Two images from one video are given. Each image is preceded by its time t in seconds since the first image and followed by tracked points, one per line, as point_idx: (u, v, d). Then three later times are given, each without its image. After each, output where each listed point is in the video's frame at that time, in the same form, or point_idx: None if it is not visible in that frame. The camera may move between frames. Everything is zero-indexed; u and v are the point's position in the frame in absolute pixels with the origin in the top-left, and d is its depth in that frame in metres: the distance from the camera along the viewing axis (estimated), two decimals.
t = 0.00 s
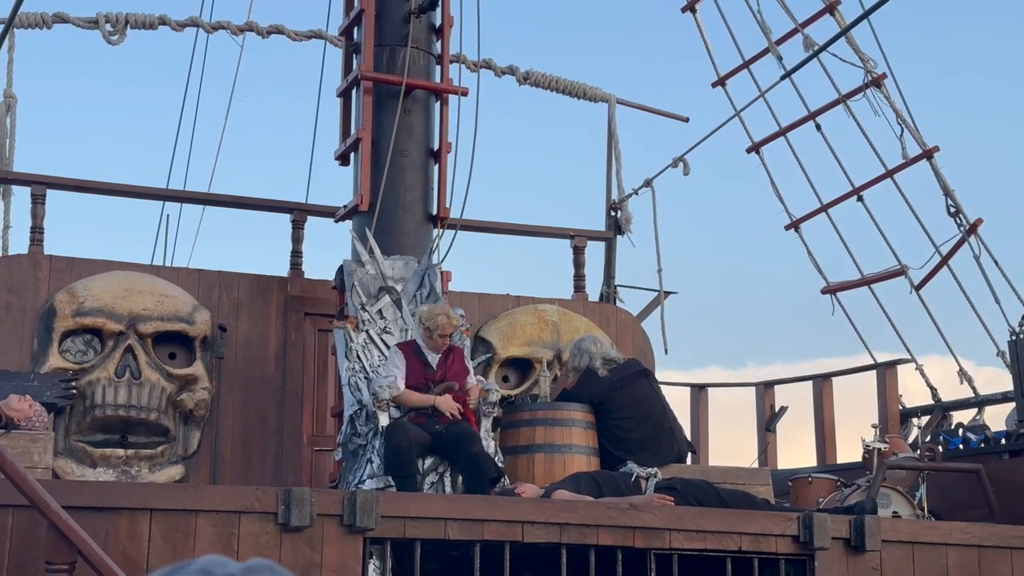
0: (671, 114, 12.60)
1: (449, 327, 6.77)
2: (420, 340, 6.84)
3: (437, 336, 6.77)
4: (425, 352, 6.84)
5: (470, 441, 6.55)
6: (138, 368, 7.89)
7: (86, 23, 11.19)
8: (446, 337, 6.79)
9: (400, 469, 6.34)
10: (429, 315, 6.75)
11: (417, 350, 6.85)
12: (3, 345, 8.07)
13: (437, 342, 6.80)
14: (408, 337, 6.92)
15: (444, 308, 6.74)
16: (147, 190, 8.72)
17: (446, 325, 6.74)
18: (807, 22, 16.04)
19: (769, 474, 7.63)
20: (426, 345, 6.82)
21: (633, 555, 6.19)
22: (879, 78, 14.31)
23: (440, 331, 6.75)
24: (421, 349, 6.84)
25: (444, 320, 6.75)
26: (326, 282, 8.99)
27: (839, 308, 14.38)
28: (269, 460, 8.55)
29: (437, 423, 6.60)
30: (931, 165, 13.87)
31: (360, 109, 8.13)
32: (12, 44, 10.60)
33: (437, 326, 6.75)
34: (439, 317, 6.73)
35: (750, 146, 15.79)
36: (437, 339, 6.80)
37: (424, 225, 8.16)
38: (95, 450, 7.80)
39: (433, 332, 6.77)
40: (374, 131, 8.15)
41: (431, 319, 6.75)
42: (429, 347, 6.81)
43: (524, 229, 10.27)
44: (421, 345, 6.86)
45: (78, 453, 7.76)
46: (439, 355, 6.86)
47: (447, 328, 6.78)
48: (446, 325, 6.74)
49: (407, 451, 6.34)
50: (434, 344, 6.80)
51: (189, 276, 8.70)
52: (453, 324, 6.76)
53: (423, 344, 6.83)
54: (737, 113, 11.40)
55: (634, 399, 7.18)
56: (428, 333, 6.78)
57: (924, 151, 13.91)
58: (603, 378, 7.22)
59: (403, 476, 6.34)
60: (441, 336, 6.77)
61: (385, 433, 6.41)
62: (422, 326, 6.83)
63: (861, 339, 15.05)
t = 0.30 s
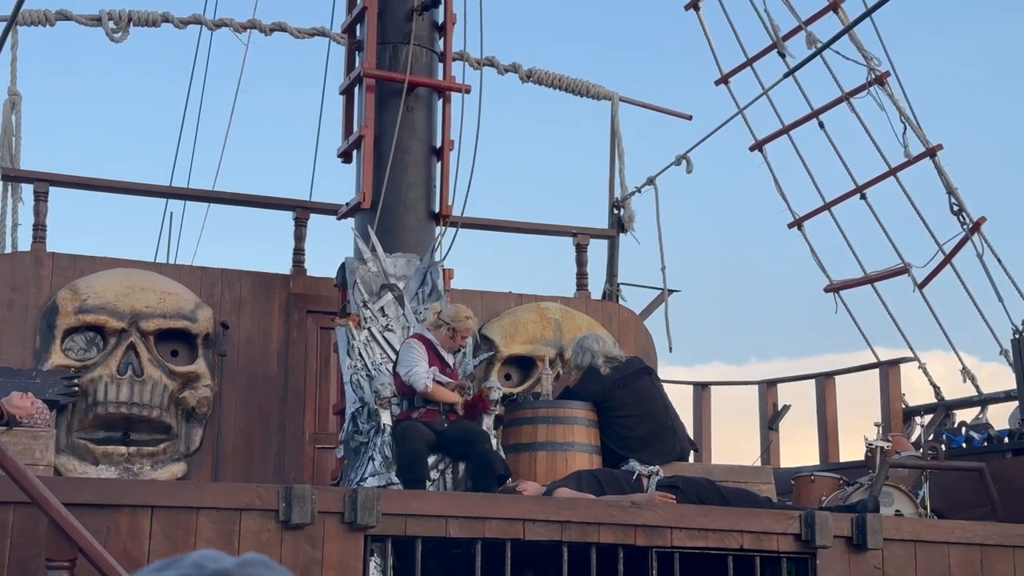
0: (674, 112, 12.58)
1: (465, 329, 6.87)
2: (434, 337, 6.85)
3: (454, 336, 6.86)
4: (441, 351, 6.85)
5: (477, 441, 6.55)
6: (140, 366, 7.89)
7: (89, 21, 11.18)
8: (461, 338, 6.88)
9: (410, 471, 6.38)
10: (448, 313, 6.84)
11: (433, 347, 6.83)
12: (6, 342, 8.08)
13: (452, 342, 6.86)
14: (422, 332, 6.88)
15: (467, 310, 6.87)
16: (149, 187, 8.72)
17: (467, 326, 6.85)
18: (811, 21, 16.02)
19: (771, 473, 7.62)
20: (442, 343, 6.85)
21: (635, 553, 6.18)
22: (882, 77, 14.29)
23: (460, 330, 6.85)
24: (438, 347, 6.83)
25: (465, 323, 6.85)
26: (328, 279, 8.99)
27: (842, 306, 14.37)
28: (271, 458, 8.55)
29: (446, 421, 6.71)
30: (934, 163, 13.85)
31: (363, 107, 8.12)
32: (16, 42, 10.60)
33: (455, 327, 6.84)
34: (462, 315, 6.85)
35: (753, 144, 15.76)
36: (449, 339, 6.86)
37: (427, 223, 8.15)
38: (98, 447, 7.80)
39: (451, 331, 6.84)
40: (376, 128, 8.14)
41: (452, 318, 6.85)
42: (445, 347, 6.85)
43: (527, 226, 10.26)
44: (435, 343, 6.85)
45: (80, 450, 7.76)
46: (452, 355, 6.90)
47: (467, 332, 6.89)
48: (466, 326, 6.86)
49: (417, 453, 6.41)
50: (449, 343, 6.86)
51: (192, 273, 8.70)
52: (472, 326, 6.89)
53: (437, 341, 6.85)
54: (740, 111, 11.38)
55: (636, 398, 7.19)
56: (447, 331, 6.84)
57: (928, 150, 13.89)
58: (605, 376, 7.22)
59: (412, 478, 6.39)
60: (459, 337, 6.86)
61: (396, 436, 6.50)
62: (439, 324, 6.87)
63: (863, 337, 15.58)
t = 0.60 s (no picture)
0: (678, 109, 12.58)
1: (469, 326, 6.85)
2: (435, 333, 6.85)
3: (456, 333, 6.85)
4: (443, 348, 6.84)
5: (478, 437, 6.55)
6: (143, 362, 7.89)
7: (93, 17, 11.18)
8: (462, 335, 6.86)
9: (408, 466, 6.39)
10: (449, 308, 6.84)
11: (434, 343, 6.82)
12: (9, 339, 8.08)
13: (454, 339, 6.86)
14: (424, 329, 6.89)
15: (469, 305, 6.84)
16: (152, 184, 8.72)
17: (468, 321, 6.82)
18: (815, 17, 15.99)
19: (774, 469, 7.61)
20: (443, 340, 6.84)
21: (637, 549, 6.17)
22: (886, 73, 14.27)
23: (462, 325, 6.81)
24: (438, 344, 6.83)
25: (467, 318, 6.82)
26: (331, 276, 8.99)
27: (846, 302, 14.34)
28: (274, 454, 8.54)
29: (446, 418, 6.63)
30: (938, 159, 13.82)
31: (365, 103, 8.12)
32: (20, 38, 10.60)
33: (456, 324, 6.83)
34: (464, 310, 6.82)
35: (757, 140, 15.73)
36: (453, 336, 6.86)
37: (429, 219, 8.14)
38: (101, 443, 7.80)
39: (452, 327, 6.83)
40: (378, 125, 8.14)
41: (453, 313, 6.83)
42: (445, 344, 6.84)
43: (530, 223, 10.26)
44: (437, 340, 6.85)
45: (83, 446, 7.77)
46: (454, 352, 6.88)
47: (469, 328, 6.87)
48: (467, 321, 6.82)
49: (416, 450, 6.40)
50: (451, 340, 6.85)
51: (195, 270, 8.70)
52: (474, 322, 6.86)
53: (439, 338, 6.85)
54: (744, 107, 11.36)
55: (639, 393, 7.18)
56: (447, 327, 6.84)
57: (931, 146, 13.86)
58: (608, 372, 7.21)
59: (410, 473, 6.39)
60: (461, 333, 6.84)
61: (395, 432, 6.49)
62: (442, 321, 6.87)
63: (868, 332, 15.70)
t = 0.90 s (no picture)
0: (684, 103, 12.55)
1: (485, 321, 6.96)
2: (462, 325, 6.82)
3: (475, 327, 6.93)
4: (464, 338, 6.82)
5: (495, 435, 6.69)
6: (149, 357, 7.89)
7: (98, 13, 11.18)
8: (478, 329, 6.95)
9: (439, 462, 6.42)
10: (472, 302, 6.87)
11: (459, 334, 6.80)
12: (16, 335, 8.08)
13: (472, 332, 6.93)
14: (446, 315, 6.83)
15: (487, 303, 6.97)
16: (158, 179, 8.72)
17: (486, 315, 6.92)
18: (821, 9, 15.95)
19: (780, 463, 7.59)
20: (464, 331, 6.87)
21: (643, 543, 6.16)
22: (893, 65, 14.22)
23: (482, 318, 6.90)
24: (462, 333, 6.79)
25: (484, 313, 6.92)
26: (337, 271, 8.99)
27: (853, 297, 14.31)
28: (281, 450, 8.55)
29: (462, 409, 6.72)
30: (945, 152, 13.78)
31: (371, 98, 8.11)
32: (27, 34, 10.59)
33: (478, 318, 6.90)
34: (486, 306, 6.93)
35: (764, 134, 15.69)
36: (472, 327, 6.91)
37: (435, 214, 8.13)
38: (107, 439, 7.80)
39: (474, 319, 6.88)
40: (384, 119, 8.12)
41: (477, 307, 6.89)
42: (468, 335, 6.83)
43: (535, 217, 10.24)
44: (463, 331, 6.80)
45: (90, 442, 7.77)
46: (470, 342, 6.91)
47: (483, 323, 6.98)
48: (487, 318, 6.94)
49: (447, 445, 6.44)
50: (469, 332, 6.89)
51: (200, 266, 8.70)
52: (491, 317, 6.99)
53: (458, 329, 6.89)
54: (750, 101, 11.33)
55: (645, 388, 7.17)
56: (470, 319, 6.88)
57: (938, 139, 13.81)
58: (614, 366, 7.19)
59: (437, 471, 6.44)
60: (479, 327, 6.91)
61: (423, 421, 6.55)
62: (464, 310, 6.87)
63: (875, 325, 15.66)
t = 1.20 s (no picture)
0: (689, 96, 12.53)
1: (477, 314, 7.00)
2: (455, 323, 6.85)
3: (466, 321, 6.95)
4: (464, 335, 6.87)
5: (507, 429, 6.78)
6: (155, 353, 7.90)
7: (103, 9, 11.18)
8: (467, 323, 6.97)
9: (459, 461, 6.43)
10: (459, 296, 6.89)
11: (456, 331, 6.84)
12: (22, 331, 8.11)
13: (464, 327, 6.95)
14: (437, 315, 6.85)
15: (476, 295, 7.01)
16: (164, 175, 8.72)
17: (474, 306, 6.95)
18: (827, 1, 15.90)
19: (786, 458, 7.58)
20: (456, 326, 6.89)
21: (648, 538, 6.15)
22: (899, 58, 14.18)
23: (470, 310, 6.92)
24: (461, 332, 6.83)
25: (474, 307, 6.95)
26: (343, 266, 8.98)
27: (860, 290, 14.28)
28: (287, 445, 8.54)
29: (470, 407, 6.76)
30: (951, 145, 13.74)
31: (375, 93, 8.10)
32: (32, 31, 10.59)
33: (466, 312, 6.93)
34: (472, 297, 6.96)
35: (769, 127, 15.65)
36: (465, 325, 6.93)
37: (440, 208, 8.13)
38: (114, 435, 7.80)
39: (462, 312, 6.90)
40: (389, 114, 8.12)
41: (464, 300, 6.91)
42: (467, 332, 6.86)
43: (541, 212, 10.23)
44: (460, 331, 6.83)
45: (96, 438, 7.77)
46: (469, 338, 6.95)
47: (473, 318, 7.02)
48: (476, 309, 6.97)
49: (470, 443, 6.45)
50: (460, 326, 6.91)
51: (206, 261, 8.70)
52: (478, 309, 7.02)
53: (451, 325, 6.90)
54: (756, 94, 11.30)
55: (650, 382, 7.17)
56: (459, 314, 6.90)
57: (944, 132, 13.78)
58: (619, 361, 7.17)
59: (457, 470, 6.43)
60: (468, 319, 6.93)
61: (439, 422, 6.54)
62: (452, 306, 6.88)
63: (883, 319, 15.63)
